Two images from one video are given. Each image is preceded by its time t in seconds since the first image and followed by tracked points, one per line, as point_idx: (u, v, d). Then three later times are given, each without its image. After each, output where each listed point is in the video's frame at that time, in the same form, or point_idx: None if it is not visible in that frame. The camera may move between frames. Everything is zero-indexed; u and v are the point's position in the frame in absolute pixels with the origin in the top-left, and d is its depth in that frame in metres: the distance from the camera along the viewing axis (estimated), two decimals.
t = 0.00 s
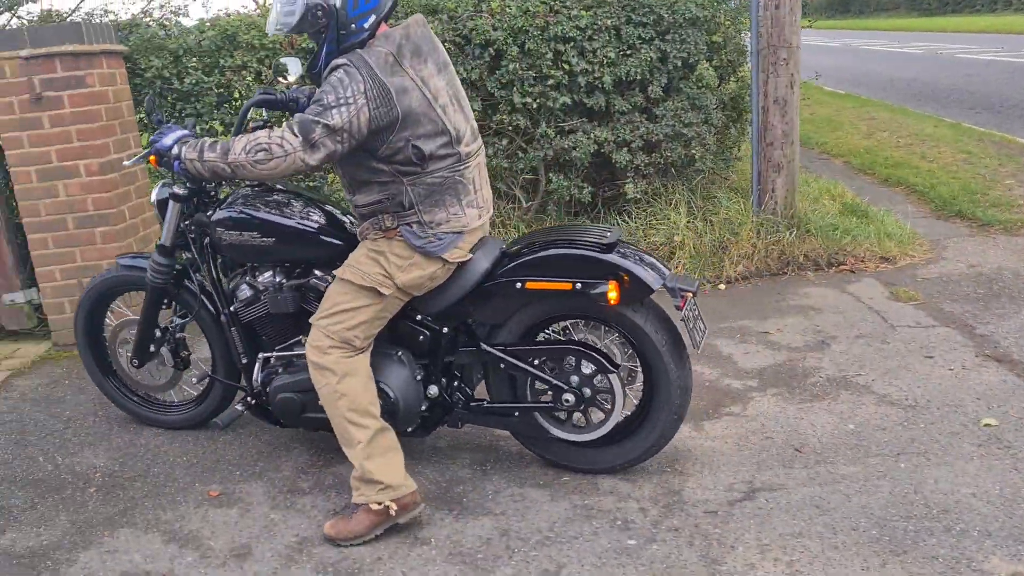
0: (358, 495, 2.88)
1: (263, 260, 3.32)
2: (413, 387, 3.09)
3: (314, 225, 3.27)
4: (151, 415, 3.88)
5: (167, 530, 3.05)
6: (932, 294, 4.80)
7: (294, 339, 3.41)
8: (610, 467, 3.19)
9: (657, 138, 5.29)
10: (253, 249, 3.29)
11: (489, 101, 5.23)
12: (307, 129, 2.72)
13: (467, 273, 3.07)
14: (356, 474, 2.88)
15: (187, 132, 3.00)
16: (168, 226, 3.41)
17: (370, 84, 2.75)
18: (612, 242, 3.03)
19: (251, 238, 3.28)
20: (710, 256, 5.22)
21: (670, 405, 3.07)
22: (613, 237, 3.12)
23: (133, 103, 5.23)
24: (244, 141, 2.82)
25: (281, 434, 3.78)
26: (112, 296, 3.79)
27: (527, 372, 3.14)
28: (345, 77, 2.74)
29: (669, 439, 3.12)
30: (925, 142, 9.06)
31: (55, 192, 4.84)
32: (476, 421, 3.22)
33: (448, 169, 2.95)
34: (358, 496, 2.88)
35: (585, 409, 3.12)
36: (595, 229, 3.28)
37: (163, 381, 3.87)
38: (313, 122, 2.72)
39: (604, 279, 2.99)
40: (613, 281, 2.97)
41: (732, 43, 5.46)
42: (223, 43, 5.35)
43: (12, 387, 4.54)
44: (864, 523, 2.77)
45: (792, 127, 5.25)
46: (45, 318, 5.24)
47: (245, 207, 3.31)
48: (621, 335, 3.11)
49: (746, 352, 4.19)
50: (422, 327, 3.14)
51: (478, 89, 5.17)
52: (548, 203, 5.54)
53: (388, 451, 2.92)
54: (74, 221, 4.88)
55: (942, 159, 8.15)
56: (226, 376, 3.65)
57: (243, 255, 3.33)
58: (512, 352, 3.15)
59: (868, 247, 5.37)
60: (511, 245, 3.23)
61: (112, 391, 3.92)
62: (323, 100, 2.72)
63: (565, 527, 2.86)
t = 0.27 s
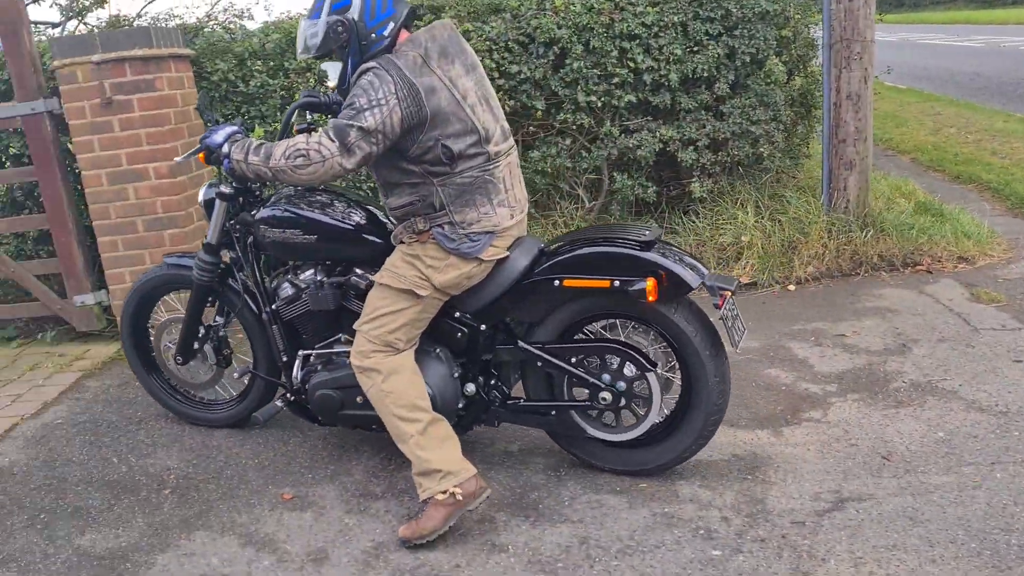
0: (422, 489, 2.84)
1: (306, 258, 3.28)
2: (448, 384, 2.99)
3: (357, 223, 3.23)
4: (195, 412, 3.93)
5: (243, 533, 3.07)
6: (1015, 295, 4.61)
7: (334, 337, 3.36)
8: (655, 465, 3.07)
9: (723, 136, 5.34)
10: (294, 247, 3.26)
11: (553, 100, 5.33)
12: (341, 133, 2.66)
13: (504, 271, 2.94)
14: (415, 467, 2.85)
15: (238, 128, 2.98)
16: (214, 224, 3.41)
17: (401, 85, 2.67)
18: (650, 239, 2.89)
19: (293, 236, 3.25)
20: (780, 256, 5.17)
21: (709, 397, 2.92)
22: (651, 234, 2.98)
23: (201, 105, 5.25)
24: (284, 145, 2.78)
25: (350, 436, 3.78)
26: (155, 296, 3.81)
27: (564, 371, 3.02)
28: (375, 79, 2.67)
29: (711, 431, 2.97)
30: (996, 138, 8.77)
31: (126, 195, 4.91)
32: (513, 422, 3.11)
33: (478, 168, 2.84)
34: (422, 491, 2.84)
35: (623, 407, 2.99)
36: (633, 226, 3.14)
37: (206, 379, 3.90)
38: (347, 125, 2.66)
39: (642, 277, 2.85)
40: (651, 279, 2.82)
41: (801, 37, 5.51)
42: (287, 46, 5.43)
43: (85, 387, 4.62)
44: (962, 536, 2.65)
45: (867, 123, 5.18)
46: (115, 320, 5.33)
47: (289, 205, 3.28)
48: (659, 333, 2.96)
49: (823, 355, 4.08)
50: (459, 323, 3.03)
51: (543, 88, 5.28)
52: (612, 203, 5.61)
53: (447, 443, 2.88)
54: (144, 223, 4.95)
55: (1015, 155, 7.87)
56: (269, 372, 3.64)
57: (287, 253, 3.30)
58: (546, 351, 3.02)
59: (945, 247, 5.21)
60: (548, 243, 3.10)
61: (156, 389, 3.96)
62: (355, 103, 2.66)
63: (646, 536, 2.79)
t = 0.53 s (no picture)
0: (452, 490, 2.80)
1: (342, 251, 3.23)
2: (483, 384, 2.94)
3: (393, 217, 3.18)
4: (220, 408, 3.91)
5: (271, 532, 3.05)
6: None
7: (366, 333, 3.32)
8: (692, 470, 2.99)
9: (758, 136, 5.33)
10: (330, 240, 3.21)
11: (585, 97, 5.36)
12: (386, 129, 2.60)
13: (543, 270, 2.89)
14: (445, 467, 2.82)
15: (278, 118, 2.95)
16: (249, 216, 3.35)
17: (443, 79, 2.62)
18: (694, 241, 2.83)
19: (329, 228, 3.19)
20: (815, 261, 5.13)
21: (749, 402, 2.83)
22: (695, 237, 2.92)
23: (229, 100, 5.27)
24: (326, 139, 2.73)
25: (378, 437, 3.74)
26: (184, 289, 3.78)
27: (601, 373, 2.95)
28: (416, 76, 2.61)
29: (751, 437, 2.89)
30: None
31: (154, 189, 4.90)
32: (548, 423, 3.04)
33: (519, 160, 2.80)
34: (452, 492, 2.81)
35: (661, 410, 2.92)
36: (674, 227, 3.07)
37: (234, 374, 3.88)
38: (391, 122, 2.60)
39: (685, 279, 2.78)
40: (695, 280, 2.75)
41: (839, 35, 5.49)
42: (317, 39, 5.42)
43: (112, 381, 4.61)
44: (1013, 551, 2.54)
45: (905, 124, 5.14)
46: (141, 314, 5.34)
47: (326, 198, 3.23)
48: (700, 335, 2.88)
49: (859, 361, 3.99)
50: (495, 322, 2.97)
51: (575, 85, 5.31)
52: (643, 203, 5.65)
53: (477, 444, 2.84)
54: (172, 218, 4.93)
55: None
56: (296, 365, 3.61)
57: (321, 245, 3.25)
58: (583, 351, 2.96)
59: (985, 251, 5.11)
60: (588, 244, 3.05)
61: (182, 383, 3.93)
62: (398, 99, 2.60)
63: (681, 544, 2.73)
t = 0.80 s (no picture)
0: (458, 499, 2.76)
1: (359, 248, 3.16)
2: (499, 387, 2.88)
3: (411, 214, 3.10)
4: (223, 410, 3.84)
5: (270, 540, 2.99)
6: None
7: (380, 332, 3.25)
8: (705, 483, 2.91)
9: (766, 135, 5.29)
10: (346, 236, 3.14)
11: (591, 95, 5.32)
12: (410, 126, 2.56)
13: (565, 270, 2.86)
14: (455, 474, 2.76)
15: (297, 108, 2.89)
16: (262, 211, 3.30)
17: (467, 75, 2.60)
18: (723, 243, 2.74)
19: (345, 224, 3.12)
20: (825, 263, 5.08)
21: (774, 419, 2.74)
22: (724, 239, 2.83)
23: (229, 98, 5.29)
24: (348, 133, 2.68)
25: (380, 441, 3.67)
26: (194, 287, 3.72)
27: (621, 377, 2.87)
28: (438, 74, 2.59)
29: (771, 455, 2.80)
30: None
31: (153, 187, 4.83)
32: (565, 428, 2.97)
33: (547, 152, 2.79)
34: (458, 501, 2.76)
35: (682, 417, 2.85)
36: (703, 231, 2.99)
37: (238, 377, 3.80)
38: (416, 119, 2.56)
39: (713, 283, 2.69)
40: (723, 284, 2.67)
41: (849, 33, 5.44)
42: (320, 36, 5.36)
43: (110, 382, 4.55)
44: None
45: (916, 124, 5.08)
46: (140, 314, 5.27)
47: (343, 192, 3.16)
48: (727, 342, 2.79)
49: (870, 365, 3.92)
50: (514, 324, 2.93)
51: (580, 83, 5.27)
52: (649, 203, 5.64)
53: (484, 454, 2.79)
54: (171, 217, 4.86)
55: None
56: (304, 363, 3.57)
57: (338, 242, 3.18)
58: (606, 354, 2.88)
59: (997, 253, 5.05)
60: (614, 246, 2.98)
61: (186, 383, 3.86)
62: (421, 96, 2.56)
63: (692, 555, 2.65)
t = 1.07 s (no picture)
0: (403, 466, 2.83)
1: (361, 245, 3.08)
2: (501, 388, 2.85)
3: (415, 213, 3.04)
4: (214, 413, 3.75)
5: (258, 548, 2.92)
6: None
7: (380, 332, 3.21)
8: (705, 490, 2.86)
9: (760, 133, 5.26)
10: (348, 232, 3.06)
11: (584, 93, 5.29)
12: (417, 118, 2.54)
13: (574, 270, 2.82)
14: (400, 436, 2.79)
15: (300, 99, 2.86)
16: (262, 206, 3.26)
17: (475, 68, 2.58)
18: (734, 244, 2.69)
19: (347, 220, 3.05)
20: (821, 262, 5.05)
21: (781, 431, 2.69)
22: (736, 241, 2.78)
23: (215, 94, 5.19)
24: (352, 125, 2.65)
25: (371, 445, 3.60)
26: (189, 286, 3.64)
27: (629, 379, 2.81)
28: (446, 66, 2.57)
29: (775, 466, 2.75)
30: None
31: (138, 184, 4.73)
32: (568, 431, 2.92)
33: (558, 148, 2.77)
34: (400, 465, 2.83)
35: (689, 422, 2.79)
36: (715, 232, 2.93)
37: (230, 381, 3.70)
38: (423, 111, 2.55)
39: (725, 283, 2.64)
40: (735, 285, 2.61)
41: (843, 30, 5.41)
42: (310, 31, 5.28)
43: (93, 384, 4.45)
44: None
45: (911, 122, 5.05)
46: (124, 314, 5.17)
47: (345, 188, 3.09)
48: (739, 348, 2.73)
49: (867, 367, 3.87)
50: (520, 324, 2.87)
51: (573, 81, 5.25)
52: (643, 201, 5.59)
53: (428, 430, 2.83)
54: (157, 215, 4.77)
55: None
56: (300, 362, 3.51)
57: (339, 238, 3.09)
58: (615, 355, 2.82)
59: (992, 253, 5.04)
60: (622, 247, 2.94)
61: (177, 384, 3.78)
62: (429, 89, 2.55)
63: (690, 564, 2.60)
